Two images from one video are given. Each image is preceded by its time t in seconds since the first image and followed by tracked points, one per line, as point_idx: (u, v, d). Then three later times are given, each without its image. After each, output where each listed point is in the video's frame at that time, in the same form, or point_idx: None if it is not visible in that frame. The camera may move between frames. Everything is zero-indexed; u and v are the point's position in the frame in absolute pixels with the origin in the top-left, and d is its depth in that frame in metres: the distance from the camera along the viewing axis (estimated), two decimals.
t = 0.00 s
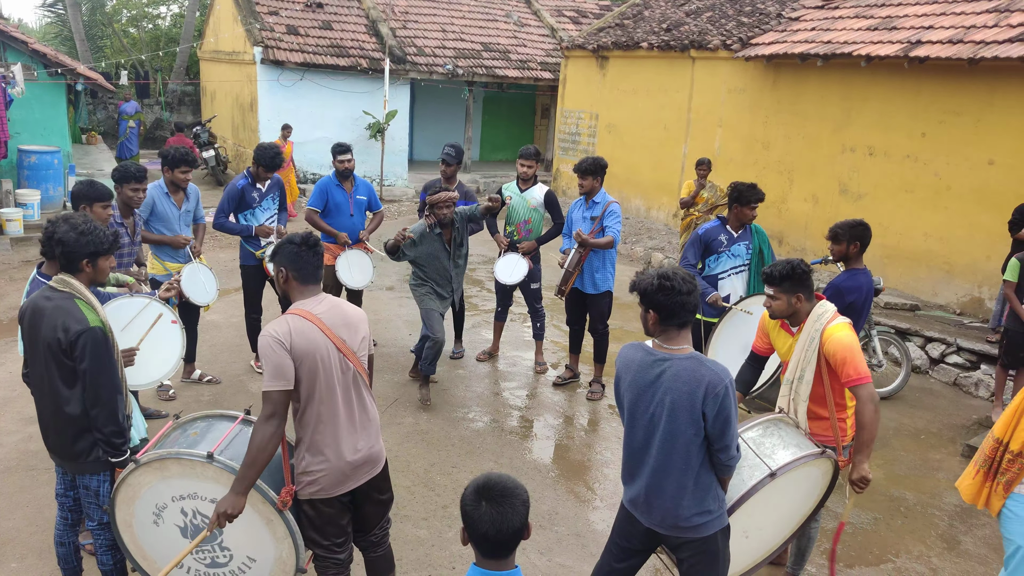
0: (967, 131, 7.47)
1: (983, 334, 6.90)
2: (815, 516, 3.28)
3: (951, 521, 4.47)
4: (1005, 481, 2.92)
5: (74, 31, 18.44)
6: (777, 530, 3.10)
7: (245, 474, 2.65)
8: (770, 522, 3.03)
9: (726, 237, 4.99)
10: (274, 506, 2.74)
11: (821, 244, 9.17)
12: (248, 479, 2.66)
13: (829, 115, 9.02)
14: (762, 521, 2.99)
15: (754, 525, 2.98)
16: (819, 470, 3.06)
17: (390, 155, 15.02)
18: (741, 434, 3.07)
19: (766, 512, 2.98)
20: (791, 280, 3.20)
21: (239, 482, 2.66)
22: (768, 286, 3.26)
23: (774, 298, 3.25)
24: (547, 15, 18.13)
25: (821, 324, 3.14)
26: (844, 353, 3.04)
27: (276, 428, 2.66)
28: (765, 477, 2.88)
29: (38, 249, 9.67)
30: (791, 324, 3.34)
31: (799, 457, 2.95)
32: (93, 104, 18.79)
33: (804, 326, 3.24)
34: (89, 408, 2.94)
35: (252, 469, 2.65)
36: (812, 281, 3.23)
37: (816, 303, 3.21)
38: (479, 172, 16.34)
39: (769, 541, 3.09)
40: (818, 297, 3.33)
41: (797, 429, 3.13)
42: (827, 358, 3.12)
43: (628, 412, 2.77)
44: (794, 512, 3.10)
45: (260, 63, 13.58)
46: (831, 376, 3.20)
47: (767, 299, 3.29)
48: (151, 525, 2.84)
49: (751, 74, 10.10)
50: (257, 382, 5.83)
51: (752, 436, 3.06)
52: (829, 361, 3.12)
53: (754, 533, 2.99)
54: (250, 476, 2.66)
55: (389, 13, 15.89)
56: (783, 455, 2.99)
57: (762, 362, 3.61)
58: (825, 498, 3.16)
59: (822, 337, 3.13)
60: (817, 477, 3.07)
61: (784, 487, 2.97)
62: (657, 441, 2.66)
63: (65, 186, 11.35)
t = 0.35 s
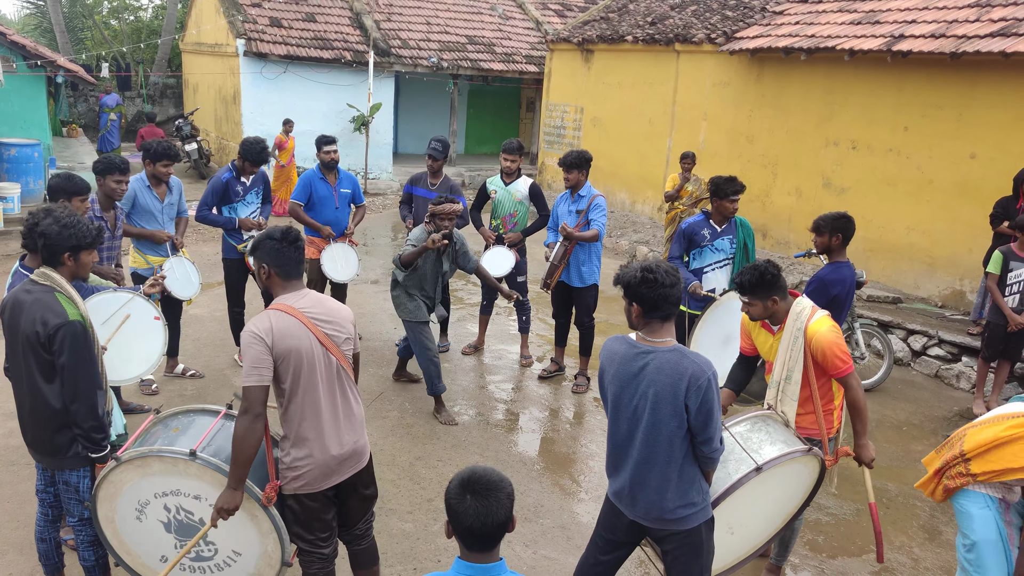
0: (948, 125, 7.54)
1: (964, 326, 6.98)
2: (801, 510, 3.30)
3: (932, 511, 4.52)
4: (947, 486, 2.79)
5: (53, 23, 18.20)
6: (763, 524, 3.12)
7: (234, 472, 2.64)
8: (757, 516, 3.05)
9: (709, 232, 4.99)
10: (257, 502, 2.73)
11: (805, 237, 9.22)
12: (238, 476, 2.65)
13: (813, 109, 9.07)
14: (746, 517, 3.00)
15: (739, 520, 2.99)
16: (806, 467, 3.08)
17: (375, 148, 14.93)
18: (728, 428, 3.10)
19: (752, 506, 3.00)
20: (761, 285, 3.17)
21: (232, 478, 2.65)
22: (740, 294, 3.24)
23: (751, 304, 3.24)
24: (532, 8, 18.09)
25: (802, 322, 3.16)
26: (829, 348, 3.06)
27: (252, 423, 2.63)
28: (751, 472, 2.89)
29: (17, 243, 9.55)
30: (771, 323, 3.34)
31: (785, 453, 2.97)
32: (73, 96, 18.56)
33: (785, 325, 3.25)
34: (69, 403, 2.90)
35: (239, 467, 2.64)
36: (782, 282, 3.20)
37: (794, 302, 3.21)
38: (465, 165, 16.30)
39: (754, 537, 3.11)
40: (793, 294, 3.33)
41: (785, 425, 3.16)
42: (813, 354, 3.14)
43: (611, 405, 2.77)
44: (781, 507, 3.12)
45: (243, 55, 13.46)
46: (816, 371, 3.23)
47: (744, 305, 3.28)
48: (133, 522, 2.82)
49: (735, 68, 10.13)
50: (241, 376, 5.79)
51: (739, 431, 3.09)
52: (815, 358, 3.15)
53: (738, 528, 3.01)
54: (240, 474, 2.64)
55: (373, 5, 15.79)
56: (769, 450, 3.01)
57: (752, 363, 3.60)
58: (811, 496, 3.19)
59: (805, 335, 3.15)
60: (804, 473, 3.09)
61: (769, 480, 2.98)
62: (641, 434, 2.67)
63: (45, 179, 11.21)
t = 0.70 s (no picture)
0: (957, 128, 7.50)
1: (973, 330, 6.94)
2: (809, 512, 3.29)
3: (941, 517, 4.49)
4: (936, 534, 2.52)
5: (64, 25, 18.31)
6: (773, 527, 3.10)
7: (238, 472, 2.65)
8: (764, 518, 3.03)
9: (719, 231, 5.00)
10: (266, 501, 2.72)
11: (813, 240, 9.19)
12: (242, 477, 2.66)
13: (821, 112, 9.04)
14: (755, 518, 2.99)
15: (748, 522, 2.98)
16: (812, 466, 3.07)
17: (383, 150, 14.94)
18: (733, 429, 3.06)
19: (759, 507, 2.98)
20: (789, 280, 3.16)
21: (236, 477, 2.65)
22: (764, 284, 3.22)
23: (772, 296, 3.22)
24: (540, 10, 18.10)
25: (821, 320, 3.15)
26: (845, 349, 3.08)
27: (261, 423, 2.65)
28: (758, 473, 2.88)
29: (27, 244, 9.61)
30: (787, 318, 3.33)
31: (791, 453, 2.96)
32: (83, 98, 18.67)
33: (802, 322, 3.25)
34: (80, 402, 2.91)
35: (245, 465, 2.64)
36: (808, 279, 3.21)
37: (814, 300, 3.21)
38: (472, 168, 16.31)
39: (762, 540, 3.09)
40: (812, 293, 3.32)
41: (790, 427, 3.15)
42: (827, 355, 3.14)
43: (617, 408, 2.76)
44: (788, 508, 3.11)
45: (252, 57, 13.51)
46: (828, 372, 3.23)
47: (765, 296, 3.26)
48: (142, 522, 2.82)
49: (743, 70, 10.11)
50: (248, 377, 5.81)
51: (745, 432, 3.06)
52: (829, 357, 3.15)
53: (746, 531, 2.99)
54: (245, 473, 2.65)
55: (381, 7, 15.83)
56: (775, 451, 2.99)
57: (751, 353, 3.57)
58: (817, 496, 3.18)
59: (822, 332, 3.15)
60: (810, 473, 3.08)
61: (777, 481, 2.97)
62: (646, 438, 2.66)
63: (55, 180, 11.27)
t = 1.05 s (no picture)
0: (960, 130, 7.49)
1: (977, 332, 6.92)
2: (811, 515, 3.28)
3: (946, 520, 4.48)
4: (955, 536, 2.52)
5: (67, 30, 18.38)
6: (775, 528, 3.10)
7: (244, 479, 2.63)
8: (768, 519, 3.02)
9: (720, 236, 5.00)
10: (268, 508, 2.72)
11: (816, 243, 9.18)
12: (249, 484, 2.65)
13: (823, 115, 9.04)
14: (759, 518, 2.99)
15: (752, 523, 2.98)
16: (815, 466, 3.06)
17: (385, 154, 14.97)
18: (736, 431, 3.06)
19: (763, 509, 2.98)
20: (783, 283, 3.17)
21: (243, 485, 2.65)
22: (761, 288, 3.24)
23: (768, 300, 3.24)
24: (542, 14, 18.12)
25: (817, 322, 3.15)
26: (836, 351, 3.06)
27: (270, 431, 2.64)
28: (760, 475, 2.88)
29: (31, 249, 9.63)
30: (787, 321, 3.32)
31: (793, 455, 2.95)
32: (87, 103, 18.73)
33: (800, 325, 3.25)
34: (86, 407, 2.92)
35: (250, 473, 2.63)
36: (803, 281, 3.19)
37: (812, 302, 3.20)
38: (474, 171, 16.31)
39: (767, 541, 3.09)
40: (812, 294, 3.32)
41: (793, 426, 3.15)
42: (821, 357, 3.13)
43: (622, 411, 2.76)
44: (792, 509, 3.10)
45: (254, 62, 13.54)
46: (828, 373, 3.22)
47: (762, 300, 3.28)
48: (146, 527, 2.83)
49: (745, 74, 10.11)
50: (251, 381, 5.81)
51: (748, 433, 3.06)
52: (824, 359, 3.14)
53: (751, 532, 2.99)
54: (251, 480, 2.64)
55: (384, 11, 15.88)
56: (778, 452, 2.99)
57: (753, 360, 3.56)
58: (821, 496, 3.17)
59: (817, 333, 3.14)
60: (813, 474, 3.08)
61: (781, 482, 2.97)
62: (652, 441, 2.66)
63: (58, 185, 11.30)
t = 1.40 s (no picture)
0: (958, 122, 7.49)
1: (975, 326, 6.94)
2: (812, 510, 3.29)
3: (944, 512, 4.49)
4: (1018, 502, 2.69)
5: (63, 29, 18.33)
6: (775, 523, 3.11)
7: (240, 478, 2.63)
8: (767, 514, 3.03)
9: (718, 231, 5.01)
10: (269, 507, 2.73)
11: (814, 237, 9.18)
12: (244, 483, 2.65)
13: (821, 109, 9.04)
14: (757, 514, 2.99)
15: (751, 518, 2.98)
16: (815, 464, 3.07)
17: (382, 151, 14.96)
18: (735, 426, 3.07)
19: (761, 505, 2.98)
20: (772, 282, 3.17)
21: (236, 485, 2.65)
22: (751, 289, 3.23)
23: (760, 300, 3.23)
24: (538, 10, 18.09)
25: (811, 319, 3.15)
26: (836, 347, 3.04)
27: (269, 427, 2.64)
28: (760, 470, 2.89)
29: (28, 248, 9.62)
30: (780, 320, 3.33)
31: (793, 450, 2.96)
32: (83, 102, 18.69)
33: (794, 323, 3.24)
34: (85, 405, 2.92)
35: (245, 473, 2.63)
36: (792, 279, 3.19)
37: (804, 299, 3.20)
38: (472, 167, 16.31)
39: (765, 536, 3.10)
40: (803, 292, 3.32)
41: (792, 423, 3.16)
42: (820, 353, 3.13)
43: (621, 406, 2.76)
44: (790, 505, 3.11)
45: (251, 59, 13.51)
46: (822, 370, 3.22)
47: (754, 301, 3.26)
48: (147, 525, 2.83)
49: (743, 68, 10.11)
50: (250, 379, 5.81)
51: (747, 429, 3.07)
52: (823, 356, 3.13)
53: (749, 527, 3.00)
54: (246, 479, 2.64)
55: (380, 8, 15.84)
56: (777, 448, 2.99)
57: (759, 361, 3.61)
58: (820, 493, 3.18)
59: (812, 332, 3.14)
60: (813, 470, 3.08)
61: (779, 478, 2.97)
62: (651, 436, 2.66)
63: (55, 184, 11.29)
